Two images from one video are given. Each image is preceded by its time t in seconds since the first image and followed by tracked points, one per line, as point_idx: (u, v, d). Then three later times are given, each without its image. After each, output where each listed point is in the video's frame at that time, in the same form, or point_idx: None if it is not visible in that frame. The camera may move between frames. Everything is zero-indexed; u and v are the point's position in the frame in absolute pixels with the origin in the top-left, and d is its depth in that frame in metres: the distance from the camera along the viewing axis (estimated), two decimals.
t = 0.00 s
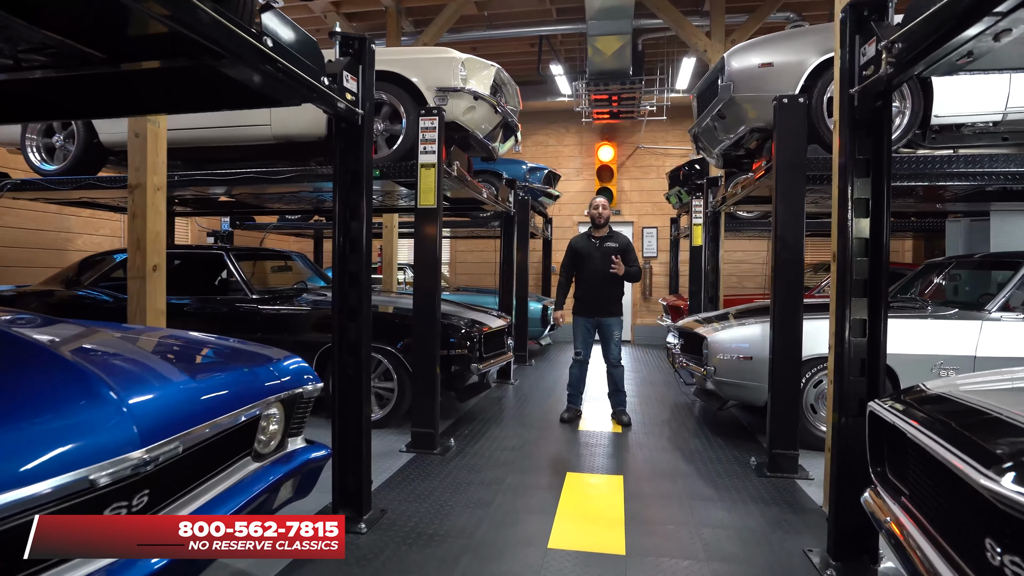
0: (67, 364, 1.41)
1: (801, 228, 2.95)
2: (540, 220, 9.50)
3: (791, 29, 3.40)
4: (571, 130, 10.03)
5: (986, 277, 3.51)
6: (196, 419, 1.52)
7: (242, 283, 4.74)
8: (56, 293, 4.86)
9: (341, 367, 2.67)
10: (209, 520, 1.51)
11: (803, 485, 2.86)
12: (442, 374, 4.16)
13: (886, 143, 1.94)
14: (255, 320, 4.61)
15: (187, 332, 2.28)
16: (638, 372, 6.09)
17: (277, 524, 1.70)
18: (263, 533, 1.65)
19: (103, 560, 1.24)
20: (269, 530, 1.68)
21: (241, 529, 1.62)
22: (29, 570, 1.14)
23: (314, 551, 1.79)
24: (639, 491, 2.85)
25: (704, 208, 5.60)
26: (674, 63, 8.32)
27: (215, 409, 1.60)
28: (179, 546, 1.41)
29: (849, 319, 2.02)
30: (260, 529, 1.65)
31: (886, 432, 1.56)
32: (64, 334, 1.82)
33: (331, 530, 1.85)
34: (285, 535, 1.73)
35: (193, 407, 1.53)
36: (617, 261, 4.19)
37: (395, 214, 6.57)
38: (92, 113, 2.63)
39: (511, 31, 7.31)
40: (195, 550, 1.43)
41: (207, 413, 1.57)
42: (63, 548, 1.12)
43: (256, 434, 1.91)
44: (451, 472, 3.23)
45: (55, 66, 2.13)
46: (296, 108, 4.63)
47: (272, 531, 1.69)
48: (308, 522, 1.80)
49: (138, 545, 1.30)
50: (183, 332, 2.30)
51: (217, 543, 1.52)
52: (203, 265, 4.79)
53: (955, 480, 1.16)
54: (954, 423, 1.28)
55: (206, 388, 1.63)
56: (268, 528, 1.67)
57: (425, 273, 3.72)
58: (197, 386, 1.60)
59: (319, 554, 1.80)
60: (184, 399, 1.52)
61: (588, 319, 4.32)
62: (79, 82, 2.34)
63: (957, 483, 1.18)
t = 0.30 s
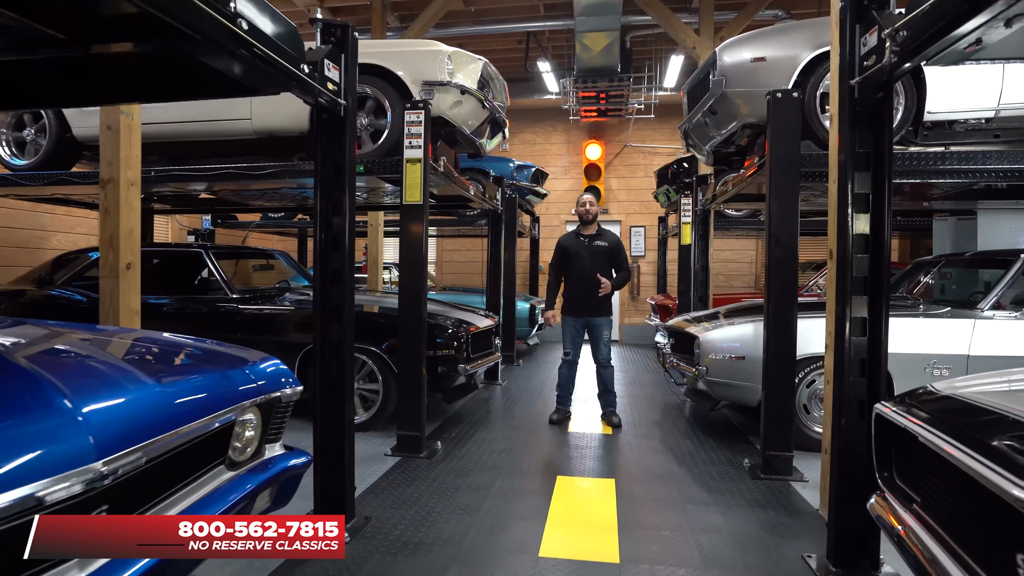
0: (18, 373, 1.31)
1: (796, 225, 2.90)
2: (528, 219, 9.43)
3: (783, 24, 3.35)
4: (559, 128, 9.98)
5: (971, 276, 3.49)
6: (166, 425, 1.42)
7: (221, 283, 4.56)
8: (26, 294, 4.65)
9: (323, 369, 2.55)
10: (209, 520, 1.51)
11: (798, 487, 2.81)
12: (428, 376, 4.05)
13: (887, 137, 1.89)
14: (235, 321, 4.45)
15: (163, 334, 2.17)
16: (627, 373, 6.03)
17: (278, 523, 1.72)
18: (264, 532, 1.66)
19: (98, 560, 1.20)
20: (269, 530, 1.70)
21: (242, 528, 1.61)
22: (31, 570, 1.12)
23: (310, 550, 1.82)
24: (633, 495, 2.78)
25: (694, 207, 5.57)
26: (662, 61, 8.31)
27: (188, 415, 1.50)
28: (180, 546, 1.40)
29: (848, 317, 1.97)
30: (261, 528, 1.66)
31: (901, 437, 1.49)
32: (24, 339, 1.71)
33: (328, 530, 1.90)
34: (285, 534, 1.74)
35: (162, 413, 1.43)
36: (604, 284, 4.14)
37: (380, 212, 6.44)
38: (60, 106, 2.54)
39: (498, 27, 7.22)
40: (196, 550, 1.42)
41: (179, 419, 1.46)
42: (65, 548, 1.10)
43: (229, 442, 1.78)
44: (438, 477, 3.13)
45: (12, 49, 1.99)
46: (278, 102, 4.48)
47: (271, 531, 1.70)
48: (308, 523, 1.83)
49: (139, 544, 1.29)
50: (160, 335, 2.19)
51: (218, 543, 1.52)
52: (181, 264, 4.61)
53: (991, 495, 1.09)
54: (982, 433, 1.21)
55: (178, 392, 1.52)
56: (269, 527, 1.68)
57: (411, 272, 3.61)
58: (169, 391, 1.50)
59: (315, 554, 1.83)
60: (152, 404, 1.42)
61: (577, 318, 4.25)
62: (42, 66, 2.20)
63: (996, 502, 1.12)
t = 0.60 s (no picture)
0: None
1: (793, 223, 2.83)
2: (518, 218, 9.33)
3: (780, 18, 3.28)
4: (549, 127, 9.89)
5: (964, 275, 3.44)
6: (138, 435, 1.34)
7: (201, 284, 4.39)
8: None
9: (303, 374, 2.41)
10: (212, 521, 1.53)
11: (796, 493, 2.73)
12: (416, 379, 3.93)
13: (894, 132, 1.81)
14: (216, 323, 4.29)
15: (137, 340, 2.03)
16: (619, 374, 5.95)
17: (278, 524, 1.75)
18: (264, 532, 1.68)
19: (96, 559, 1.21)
20: (269, 530, 1.72)
21: (242, 529, 1.64)
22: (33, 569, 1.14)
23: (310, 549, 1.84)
24: (627, 503, 2.69)
25: (686, 206, 5.51)
26: (653, 59, 8.26)
27: (166, 425, 1.43)
28: (179, 545, 1.43)
29: (853, 318, 1.88)
30: (261, 529, 1.68)
31: (916, 447, 1.40)
32: None
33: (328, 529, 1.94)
34: (285, 535, 1.77)
35: (136, 421, 1.35)
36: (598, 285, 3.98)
37: (367, 211, 6.30)
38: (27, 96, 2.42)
39: (487, 23, 7.11)
40: (195, 550, 1.44)
41: (159, 426, 1.42)
42: (70, 545, 1.11)
43: (200, 455, 1.65)
44: (425, 485, 3.01)
45: None
46: (259, 97, 4.33)
47: (271, 531, 1.73)
48: (307, 523, 1.84)
49: (138, 545, 1.32)
50: (135, 340, 2.06)
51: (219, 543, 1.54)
52: (160, 263, 4.44)
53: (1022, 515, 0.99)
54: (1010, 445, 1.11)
55: (146, 402, 1.43)
56: (270, 526, 1.71)
57: (398, 272, 3.49)
58: (145, 399, 1.43)
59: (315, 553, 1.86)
60: (117, 415, 1.32)
61: (569, 320, 4.15)
62: None
63: (1016, 515, 1.06)
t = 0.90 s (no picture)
0: None
1: (792, 223, 2.76)
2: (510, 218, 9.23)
3: (777, 14, 3.22)
4: (540, 126, 9.82)
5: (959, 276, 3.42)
6: (101, 451, 1.24)
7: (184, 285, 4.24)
8: None
9: (286, 381, 2.29)
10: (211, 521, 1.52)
11: (795, 500, 2.67)
12: (405, 383, 3.83)
13: (901, 127, 1.74)
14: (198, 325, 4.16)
15: (113, 348, 1.92)
16: (612, 376, 5.89)
17: (278, 524, 1.73)
18: (266, 531, 1.68)
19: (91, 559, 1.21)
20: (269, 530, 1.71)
21: (242, 529, 1.63)
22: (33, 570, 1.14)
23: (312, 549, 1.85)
24: (623, 511, 2.61)
25: (680, 206, 5.46)
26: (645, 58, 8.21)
27: (128, 441, 1.31)
28: (179, 546, 1.42)
29: (860, 321, 1.81)
30: (262, 527, 1.67)
31: (930, 457, 1.32)
32: None
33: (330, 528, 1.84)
34: (284, 534, 1.75)
35: (100, 438, 1.25)
36: (587, 285, 3.88)
37: (356, 211, 6.18)
38: None
39: (479, 20, 7.02)
40: (196, 550, 1.44)
41: (138, 436, 1.35)
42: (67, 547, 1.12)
43: (170, 471, 1.53)
44: (414, 494, 2.89)
45: None
46: (244, 92, 4.20)
47: (272, 531, 1.71)
48: (307, 523, 1.87)
49: (138, 544, 1.32)
50: (111, 348, 1.94)
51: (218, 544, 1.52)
52: (141, 263, 4.29)
53: None
54: None
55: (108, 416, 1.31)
56: (271, 525, 1.70)
57: (386, 273, 3.38)
58: (111, 411, 1.32)
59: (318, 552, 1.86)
60: (72, 431, 1.20)
61: (563, 321, 4.06)
62: None
63: None
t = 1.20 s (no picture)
0: None
1: (791, 222, 2.72)
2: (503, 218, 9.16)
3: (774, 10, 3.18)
4: (534, 125, 9.77)
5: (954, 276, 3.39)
6: (61, 466, 1.13)
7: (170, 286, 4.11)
8: None
9: (272, 385, 2.20)
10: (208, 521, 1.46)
11: (795, 505, 2.63)
12: (397, 386, 3.74)
13: (908, 122, 1.68)
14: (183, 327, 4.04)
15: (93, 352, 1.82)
16: (606, 377, 5.83)
17: (276, 523, 1.59)
18: (263, 530, 1.56)
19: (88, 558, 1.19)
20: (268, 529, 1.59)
21: (241, 529, 1.54)
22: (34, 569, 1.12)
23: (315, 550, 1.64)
24: (620, 517, 2.55)
25: (675, 205, 5.41)
26: (639, 57, 8.18)
27: (94, 453, 1.21)
28: (179, 546, 1.40)
29: (864, 322, 1.76)
30: (260, 526, 1.57)
31: (944, 464, 1.27)
32: None
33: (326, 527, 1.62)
34: (285, 534, 1.61)
35: (62, 450, 1.15)
36: (588, 301, 3.83)
37: (347, 210, 6.09)
38: None
39: (472, 17, 6.95)
40: (196, 549, 1.41)
41: (110, 447, 1.25)
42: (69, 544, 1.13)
43: (144, 484, 1.42)
44: (405, 500, 2.81)
45: None
46: (230, 88, 4.10)
47: (271, 530, 1.58)
48: (307, 522, 1.69)
49: (138, 545, 1.29)
50: (89, 352, 1.84)
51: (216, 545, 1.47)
52: (125, 263, 4.17)
53: None
54: None
55: (74, 425, 1.21)
56: (267, 524, 1.57)
57: (376, 273, 3.30)
58: (75, 421, 1.22)
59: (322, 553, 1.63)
60: (32, 443, 1.10)
61: (557, 322, 4.00)
62: None
63: None
